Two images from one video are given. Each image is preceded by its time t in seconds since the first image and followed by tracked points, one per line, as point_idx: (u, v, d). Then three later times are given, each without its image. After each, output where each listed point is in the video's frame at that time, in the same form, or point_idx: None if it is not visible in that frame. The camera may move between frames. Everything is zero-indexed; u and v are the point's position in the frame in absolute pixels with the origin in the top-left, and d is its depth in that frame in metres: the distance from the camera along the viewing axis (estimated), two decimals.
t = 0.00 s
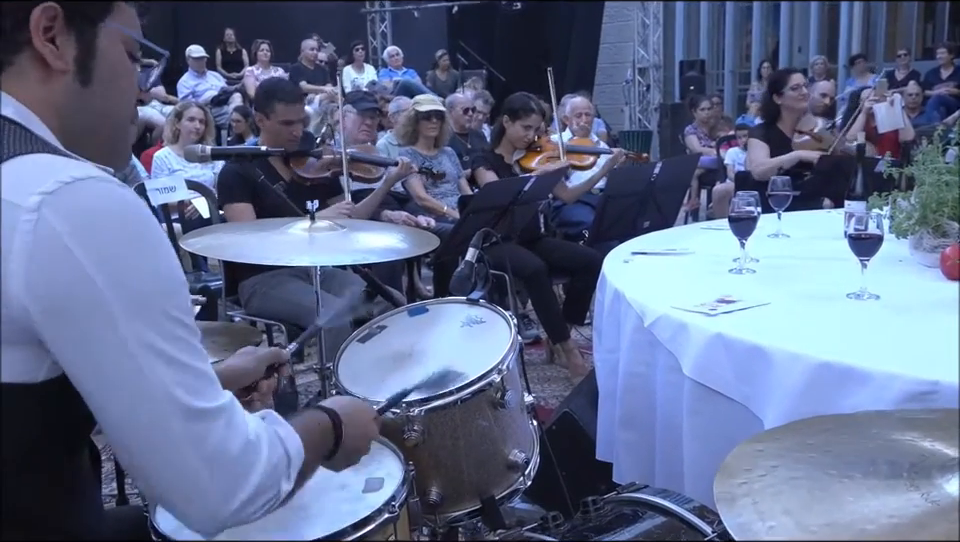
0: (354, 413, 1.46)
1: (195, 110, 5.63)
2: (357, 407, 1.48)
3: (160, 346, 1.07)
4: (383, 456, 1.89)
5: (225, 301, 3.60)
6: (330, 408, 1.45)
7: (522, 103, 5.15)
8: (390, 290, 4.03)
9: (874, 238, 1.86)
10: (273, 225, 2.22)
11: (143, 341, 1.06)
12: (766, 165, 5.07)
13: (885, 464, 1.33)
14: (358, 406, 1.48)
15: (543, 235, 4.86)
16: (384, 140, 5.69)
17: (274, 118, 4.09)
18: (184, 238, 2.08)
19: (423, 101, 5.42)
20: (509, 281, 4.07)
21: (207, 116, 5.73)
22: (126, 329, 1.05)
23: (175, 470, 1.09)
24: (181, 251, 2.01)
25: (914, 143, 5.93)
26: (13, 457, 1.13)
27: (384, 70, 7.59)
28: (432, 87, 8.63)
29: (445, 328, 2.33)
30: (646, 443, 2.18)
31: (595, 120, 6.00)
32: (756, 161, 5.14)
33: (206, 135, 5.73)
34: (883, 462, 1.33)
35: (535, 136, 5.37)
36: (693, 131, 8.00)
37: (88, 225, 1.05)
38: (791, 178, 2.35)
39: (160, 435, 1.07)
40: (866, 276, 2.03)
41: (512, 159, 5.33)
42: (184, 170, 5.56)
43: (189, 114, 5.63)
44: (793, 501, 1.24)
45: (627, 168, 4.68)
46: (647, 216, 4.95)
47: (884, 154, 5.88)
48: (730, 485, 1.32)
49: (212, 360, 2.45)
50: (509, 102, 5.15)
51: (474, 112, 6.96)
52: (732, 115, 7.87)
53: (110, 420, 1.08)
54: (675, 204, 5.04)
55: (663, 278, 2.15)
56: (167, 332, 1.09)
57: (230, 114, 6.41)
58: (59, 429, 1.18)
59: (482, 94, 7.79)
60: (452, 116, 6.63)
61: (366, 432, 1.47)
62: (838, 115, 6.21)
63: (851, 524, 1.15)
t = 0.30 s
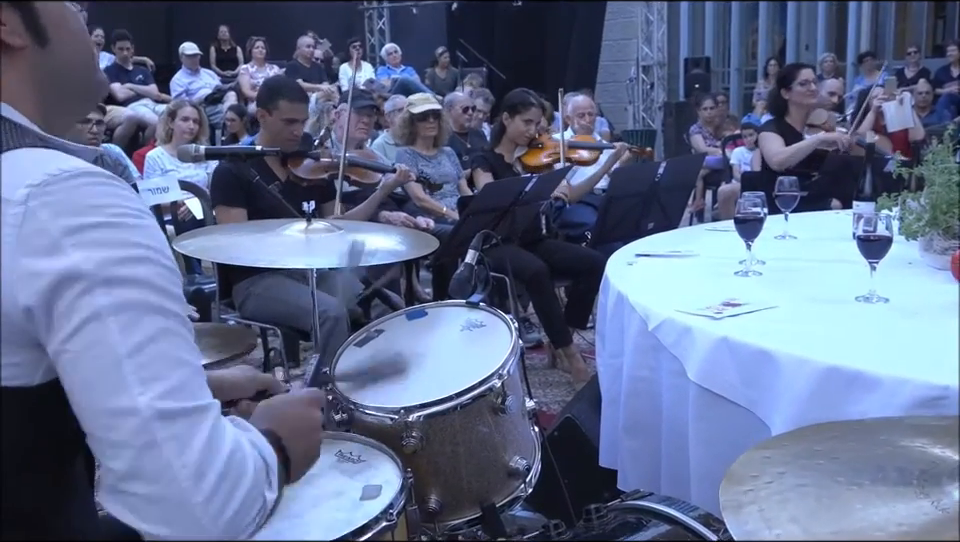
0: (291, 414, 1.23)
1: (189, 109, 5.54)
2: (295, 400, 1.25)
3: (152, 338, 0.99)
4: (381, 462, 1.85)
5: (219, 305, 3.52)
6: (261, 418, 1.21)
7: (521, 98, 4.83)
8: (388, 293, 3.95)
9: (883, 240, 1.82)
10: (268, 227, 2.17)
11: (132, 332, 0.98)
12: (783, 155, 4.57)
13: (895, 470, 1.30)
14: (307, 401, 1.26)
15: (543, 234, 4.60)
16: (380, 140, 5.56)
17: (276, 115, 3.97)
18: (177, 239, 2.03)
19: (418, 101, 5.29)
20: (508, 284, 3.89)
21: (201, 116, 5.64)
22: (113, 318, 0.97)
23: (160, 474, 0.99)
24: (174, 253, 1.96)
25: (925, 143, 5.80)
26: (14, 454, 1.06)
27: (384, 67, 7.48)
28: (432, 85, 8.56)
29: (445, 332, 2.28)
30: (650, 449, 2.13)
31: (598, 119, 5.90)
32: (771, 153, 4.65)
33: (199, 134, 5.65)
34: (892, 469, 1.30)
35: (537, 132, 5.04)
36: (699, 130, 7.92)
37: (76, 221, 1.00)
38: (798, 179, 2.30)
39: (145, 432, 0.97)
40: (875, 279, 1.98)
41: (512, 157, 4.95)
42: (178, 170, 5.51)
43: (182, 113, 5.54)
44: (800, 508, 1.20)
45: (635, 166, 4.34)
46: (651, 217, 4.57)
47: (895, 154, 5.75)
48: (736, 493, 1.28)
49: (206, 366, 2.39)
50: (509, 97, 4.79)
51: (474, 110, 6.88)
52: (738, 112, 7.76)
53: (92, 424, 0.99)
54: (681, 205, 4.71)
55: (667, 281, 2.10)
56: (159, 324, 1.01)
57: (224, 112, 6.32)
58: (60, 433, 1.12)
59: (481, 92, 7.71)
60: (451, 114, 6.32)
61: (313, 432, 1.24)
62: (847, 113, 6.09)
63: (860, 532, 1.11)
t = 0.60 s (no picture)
0: (331, 362, 1.34)
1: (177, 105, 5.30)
2: (328, 350, 1.37)
3: (144, 345, 1.03)
4: (377, 473, 1.78)
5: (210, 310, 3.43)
6: (302, 361, 1.33)
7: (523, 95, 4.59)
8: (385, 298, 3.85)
9: (898, 241, 1.75)
10: (261, 228, 2.11)
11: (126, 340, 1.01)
12: (788, 155, 4.45)
13: (911, 480, 1.25)
14: (348, 355, 1.37)
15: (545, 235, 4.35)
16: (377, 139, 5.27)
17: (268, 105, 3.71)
18: (166, 242, 1.97)
19: (417, 97, 5.05)
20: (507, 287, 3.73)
21: (190, 112, 5.34)
22: (106, 326, 1.00)
23: (168, 468, 1.05)
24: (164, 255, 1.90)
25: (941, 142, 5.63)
26: None
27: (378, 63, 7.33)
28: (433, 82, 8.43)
29: (444, 337, 2.21)
30: (656, 458, 2.06)
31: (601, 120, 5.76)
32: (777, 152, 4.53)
33: (188, 132, 5.36)
34: (908, 479, 1.25)
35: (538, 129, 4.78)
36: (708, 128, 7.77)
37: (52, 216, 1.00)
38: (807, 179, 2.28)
39: (151, 434, 1.03)
40: (889, 282, 1.92)
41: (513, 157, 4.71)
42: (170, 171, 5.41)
43: (170, 110, 5.25)
44: (813, 518, 1.14)
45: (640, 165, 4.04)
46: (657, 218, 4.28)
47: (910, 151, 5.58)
48: (745, 505, 1.22)
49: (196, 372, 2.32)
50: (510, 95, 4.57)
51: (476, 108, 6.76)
52: (747, 111, 7.61)
53: (95, 427, 1.03)
54: (688, 204, 4.38)
55: (675, 285, 2.03)
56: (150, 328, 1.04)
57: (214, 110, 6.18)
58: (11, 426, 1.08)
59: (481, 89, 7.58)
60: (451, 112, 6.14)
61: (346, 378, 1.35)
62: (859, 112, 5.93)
63: None
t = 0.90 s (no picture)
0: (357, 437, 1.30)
1: (168, 103, 4.91)
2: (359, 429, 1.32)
3: (106, 350, 0.99)
4: (374, 482, 1.71)
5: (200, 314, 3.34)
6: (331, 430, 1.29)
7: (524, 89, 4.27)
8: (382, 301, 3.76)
9: (912, 243, 1.70)
10: (255, 228, 2.05)
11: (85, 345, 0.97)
12: (795, 153, 4.32)
13: (924, 490, 1.20)
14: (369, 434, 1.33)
15: (549, 236, 4.15)
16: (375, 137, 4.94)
17: (250, 103, 3.44)
18: (156, 243, 1.92)
19: (412, 93, 4.74)
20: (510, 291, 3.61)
21: (181, 109, 4.98)
22: (64, 329, 0.96)
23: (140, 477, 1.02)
24: (153, 256, 1.85)
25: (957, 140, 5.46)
26: None
27: (375, 60, 7.12)
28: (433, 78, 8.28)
29: (442, 341, 2.14)
30: (661, 467, 2.00)
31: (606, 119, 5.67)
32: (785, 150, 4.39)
33: (179, 129, 4.98)
34: (923, 489, 1.20)
35: (541, 126, 4.48)
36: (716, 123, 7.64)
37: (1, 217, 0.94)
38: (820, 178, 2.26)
39: (116, 442, 1.00)
40: (902, 285, 1.86)
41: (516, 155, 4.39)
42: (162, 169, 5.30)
43: (160, 106, 4.89)
44: (826, 531, 1.09)
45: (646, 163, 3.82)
46: (664, 218, 4.03)
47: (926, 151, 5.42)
48: (754, 515, 1.17)
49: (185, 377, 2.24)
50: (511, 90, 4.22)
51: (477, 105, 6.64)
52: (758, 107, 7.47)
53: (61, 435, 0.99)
54: (695, 205, 4.14)
55: (681, 288, 1.97)
56: (112, 332, 1.00)
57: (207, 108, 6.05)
58: None
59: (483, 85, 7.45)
60: (449, 108, 5.76)
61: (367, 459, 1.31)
62: (875, 108, 5.76)
63: None
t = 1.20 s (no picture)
0: (326, 460, 1.29)
1: (155, 99, 4.73)
2: (329, 449, 1.32)
3: (92, 382, 0.94)
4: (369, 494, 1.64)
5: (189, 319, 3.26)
6: (293, 456, 1.29)
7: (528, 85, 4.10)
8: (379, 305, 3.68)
9: (931, 245, 1.62)
10: (246, 228, 1.99)
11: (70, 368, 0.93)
12: (801, 163, 4.22)
13: (944, 503, 1.13)
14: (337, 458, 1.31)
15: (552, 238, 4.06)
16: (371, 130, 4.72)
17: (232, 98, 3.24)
18: (143, 244, 1.86)
19: (411, 87, 4.47)
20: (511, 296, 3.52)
21: (169, 107, 4.81)
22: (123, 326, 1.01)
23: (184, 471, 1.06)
24: (140, 258, 1.79)
25: None
26: None
27: (370, 52, 6.53)
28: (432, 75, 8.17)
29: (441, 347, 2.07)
30: (670, 479, 1.92)
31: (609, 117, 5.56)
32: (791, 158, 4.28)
33: (167, 127, 4.81)
34: (942, 502, 1.13)
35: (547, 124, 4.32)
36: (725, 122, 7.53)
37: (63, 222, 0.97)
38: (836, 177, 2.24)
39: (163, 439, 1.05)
40: (920, 289, 1.79)
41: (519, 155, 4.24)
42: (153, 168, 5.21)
43: (146, 103, 4.72)
44: None
45: (652, 163, 3.70)
46: (672, 221, 3.93)
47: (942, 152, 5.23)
48: (764, 529, 1.10)
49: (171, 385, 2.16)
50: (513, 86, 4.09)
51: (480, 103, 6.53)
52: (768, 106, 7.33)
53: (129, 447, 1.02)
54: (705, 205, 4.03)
55: (689, 291, 1.90)
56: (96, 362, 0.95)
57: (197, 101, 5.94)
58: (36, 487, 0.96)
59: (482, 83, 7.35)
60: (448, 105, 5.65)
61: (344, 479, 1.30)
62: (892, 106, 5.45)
63: None
